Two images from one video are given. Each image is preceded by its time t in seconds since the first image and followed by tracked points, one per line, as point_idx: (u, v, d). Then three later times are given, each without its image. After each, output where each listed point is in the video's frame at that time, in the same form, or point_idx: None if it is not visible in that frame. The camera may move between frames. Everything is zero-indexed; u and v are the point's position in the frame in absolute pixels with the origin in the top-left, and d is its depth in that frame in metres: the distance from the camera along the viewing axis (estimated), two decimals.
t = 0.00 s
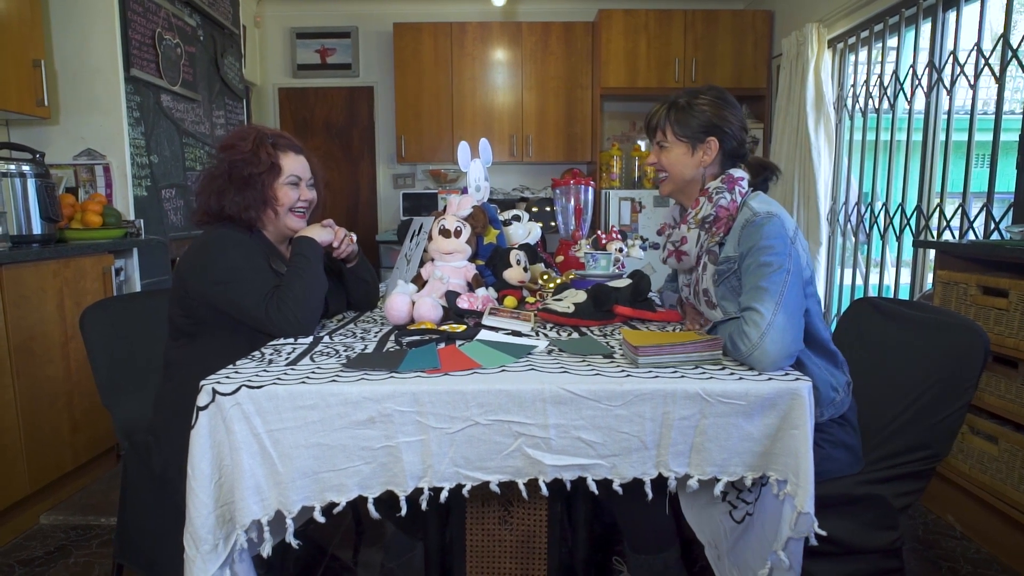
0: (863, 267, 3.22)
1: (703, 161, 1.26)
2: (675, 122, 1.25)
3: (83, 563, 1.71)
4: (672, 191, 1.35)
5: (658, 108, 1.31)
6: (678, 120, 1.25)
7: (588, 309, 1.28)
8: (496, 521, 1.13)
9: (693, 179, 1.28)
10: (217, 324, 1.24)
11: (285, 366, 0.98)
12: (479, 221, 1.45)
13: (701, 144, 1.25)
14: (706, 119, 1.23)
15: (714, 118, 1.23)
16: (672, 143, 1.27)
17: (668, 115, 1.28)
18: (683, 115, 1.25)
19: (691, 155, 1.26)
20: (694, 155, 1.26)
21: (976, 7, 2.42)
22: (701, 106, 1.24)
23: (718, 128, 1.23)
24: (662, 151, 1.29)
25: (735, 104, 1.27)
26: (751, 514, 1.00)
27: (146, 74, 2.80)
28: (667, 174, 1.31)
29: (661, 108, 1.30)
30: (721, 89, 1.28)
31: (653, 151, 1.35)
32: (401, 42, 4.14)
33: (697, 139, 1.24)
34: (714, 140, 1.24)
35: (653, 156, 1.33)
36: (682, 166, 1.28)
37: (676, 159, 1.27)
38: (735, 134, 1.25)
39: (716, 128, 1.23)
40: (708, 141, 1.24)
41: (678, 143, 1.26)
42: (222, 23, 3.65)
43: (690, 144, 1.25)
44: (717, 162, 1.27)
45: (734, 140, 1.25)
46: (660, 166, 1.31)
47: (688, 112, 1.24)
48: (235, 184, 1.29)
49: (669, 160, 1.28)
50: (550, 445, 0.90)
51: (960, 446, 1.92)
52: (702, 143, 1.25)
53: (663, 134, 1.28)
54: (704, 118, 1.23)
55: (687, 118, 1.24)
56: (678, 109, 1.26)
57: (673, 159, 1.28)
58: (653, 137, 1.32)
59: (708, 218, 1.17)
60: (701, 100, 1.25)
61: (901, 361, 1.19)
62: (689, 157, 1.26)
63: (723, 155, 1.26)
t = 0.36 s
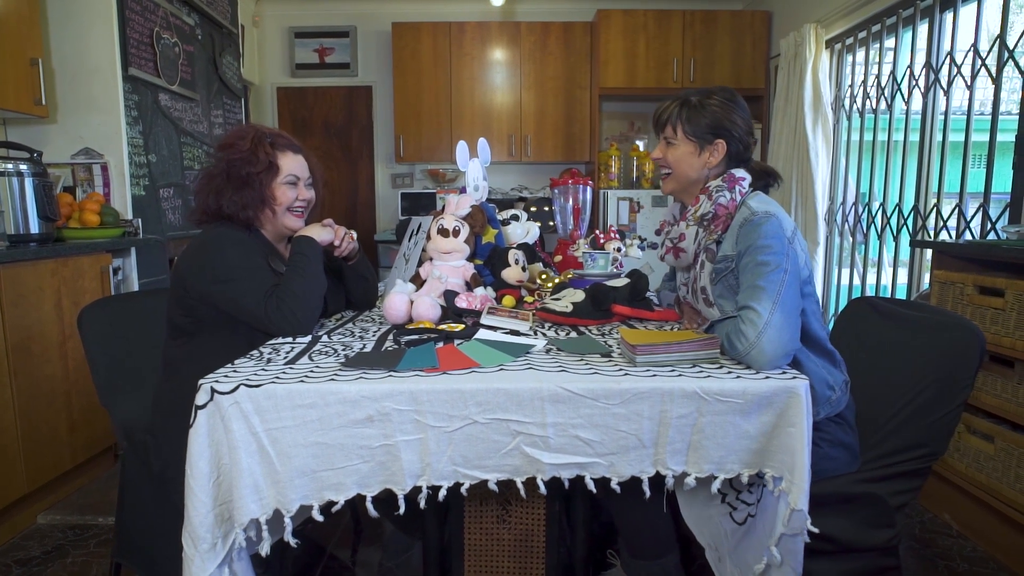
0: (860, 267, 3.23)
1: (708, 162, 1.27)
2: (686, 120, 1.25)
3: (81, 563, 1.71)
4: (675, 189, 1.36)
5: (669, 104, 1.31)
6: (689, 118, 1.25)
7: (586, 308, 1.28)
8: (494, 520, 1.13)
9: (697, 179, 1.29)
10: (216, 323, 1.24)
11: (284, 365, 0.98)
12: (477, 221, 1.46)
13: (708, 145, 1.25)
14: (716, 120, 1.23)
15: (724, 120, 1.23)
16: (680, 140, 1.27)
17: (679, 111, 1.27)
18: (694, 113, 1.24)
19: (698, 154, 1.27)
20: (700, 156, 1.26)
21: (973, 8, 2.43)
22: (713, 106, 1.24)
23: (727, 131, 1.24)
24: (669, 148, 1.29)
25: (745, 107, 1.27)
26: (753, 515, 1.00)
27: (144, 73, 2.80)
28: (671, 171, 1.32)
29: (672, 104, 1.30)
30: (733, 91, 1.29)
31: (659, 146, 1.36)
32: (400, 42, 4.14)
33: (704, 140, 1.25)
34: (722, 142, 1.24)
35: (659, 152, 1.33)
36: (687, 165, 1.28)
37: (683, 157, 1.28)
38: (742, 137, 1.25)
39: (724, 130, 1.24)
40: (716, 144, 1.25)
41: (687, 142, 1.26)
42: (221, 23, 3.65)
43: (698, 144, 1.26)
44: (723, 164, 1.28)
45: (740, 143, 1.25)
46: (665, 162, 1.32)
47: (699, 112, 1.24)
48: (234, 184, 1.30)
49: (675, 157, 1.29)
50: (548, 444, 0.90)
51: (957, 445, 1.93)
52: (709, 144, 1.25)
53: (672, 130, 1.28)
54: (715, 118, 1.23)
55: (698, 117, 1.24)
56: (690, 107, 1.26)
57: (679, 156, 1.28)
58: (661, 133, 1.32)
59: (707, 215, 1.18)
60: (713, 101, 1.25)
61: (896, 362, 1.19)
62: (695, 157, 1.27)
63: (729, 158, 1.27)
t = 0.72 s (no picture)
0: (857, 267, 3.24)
1: (718, 157, 1.27)
2: (695, 115, 1.25)
3: (79, 562, 1.71)
4: (682, 186, 1.34)
5: (672, 101, 1.31)
6: (697, 112, 1.25)
7: (581, 308, 1.28)
8: (490, 520, 1.14)
9: (707, 175, 1.29)
10: (212, 323, 1.24)
11: (280, 365, 0.98)
12: (473, 221, 1.45)
13: (717, 139, 1.26)
14: (725, 114, 1.24)
15: (732, 114, 1.24)
16: (690, 134, 1.26)
17: (686, 107, 1.27)
18: (703, 107, 1.25)
19: (707, 149, 1.26)
20: (711, 150, 1.26)
21: (970, 8, 2.44)
22: (721, 101, 1.25)
23: (735, 125, 1.25)
24: (677, 143, 1.28)
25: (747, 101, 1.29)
26: (743, 513, 1.01)
27: (141, 74, 2.80)
28: (679, 167, 1.30)
29: (676, 99, 1.30)
30: (734, 87, 1.30)
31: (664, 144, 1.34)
32: (397, 42, 4.14)
33: (715, 134, 1.25)
34: (730, 136, 1.25)
35: (665, 149, 1.31)
36: (697, 160, 1.27)
37: (693, 152, 1.27)
38: (748, 131, 1.26)
39: (732, 123, 1.25)
40: (726, 137, 1.25)
41: (696, 136, 1.26)
42: (218, 23, 3.65)
43: (708, 139, 1.26)
44: (730, 160, 1.29)
45: (746, 137, 1.27)
46: (673, 158, 1.30)
47: (707, 106, 1.24)
48: (229, 185, 1.30)
49: (684, 152, 1.27)
50: (543, 443, 0.90)
51: (953, 445, 1.93)
52: (719, 139, 1.26)
53: (680, 125, 1.27)
54: (724, 113, 1.24)
55: (708, 111, 1.24)
56: (697, 102, 1.26)
57: (688, 151, 1.27)
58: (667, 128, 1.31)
59: (714, 211, 1.18)
60: (719, 95, 1.26)
61: (891, 362, 1.20)
62: (705, 151, 1.27)
63: (736, 152, 1.28)
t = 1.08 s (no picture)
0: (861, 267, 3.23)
1: (719, 157, 1.27)
2: (699, 114, 1.25)
3: (83, 560, 1.72)
4: (682, 185, 1.34)
5: (676, 99, 1.31)
6: (701, 111, 1.25)
7: (583, 308, 1.28)
8: (492, 520, 1.14)
9: (706, 174, 1.29)
10: (215, 323, 1.24)
11: (282, 364, 0.98)
12: (475, 221, 1.46)
13: (720, 140, 1.26)
14: (729, 114, 1.24)
15: (735, 114, 1.24)
16: (691, 133, 1.26)
17: (689, 105, 1.27)
18: (706, 106, 1.24)
19: (709, 148, 1.26)
20: (713, 149, 1.26)
21: (975, 7, 2.43)
22: (725, 101, 1.25)
23: (738, 126, 1.25)
24: (679, 141, 1.28)
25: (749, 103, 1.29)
26: (747, 514, 1.01)
27: (145, 75, 2.81)
28: (680, 166, 1.30)
29: (680, 97, 1.30)
30: (737, 88, 1.30)
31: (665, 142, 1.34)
32: (400, 43, 4.15)
33: (717, 134, 1.25)
34: (733, 136, 1.25)
35: (666, 146, 1.31)
36: (698, 159, 1.27)
37: (694, 151, 1.27)
38: (750, 132, 1.27)
39: (736, 124, 1.25)
40: (728, 138, 1.25)
41: (699, 135, 1.26)
42: (222, 24, 3.66)
43: (710, 138, 1.26)
44: (732, 161, 1.29)
45: (748, 138, 1.27)
46: (674, 156, 1.30)
47: (710, 105, 1.24)
48: (214, 188, 1.32)
49: (685, 150, 1.27)
50: (544, 443, 0.90)
51: (958, 446, 1.93)
52: (721, 139, 1.26)
53: (683, 123, 1.28)
54: (728, 113, 1.24)
55: (712, 111, 1.24)
56: (700, 101, 1.26)
57: (689, 148, 1.27)
58: (670, 126, 1.31)
59: (710, 212, 1.18)
60: (723, 96, 1.26)
61: (894, 361, 1.20)
62: (707, 151, 1.27)
63: (737, 154, 1.28)
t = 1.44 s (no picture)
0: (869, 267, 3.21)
1: (735, 161, 1.27)
2: (723, 117, 1.24)
3: (93, 557, 1.74)
4: (694, 187, 1.31)
5: (694, 100, 1.28)
6: (726, 115, 1.24)
7: (589, 308, 1.28)
8: (496, 519, 1.14)
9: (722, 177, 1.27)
10: (222, 322, 1.25)
11: (289, 363, 0.99)
12: (480, 221, 1.46)
13: (738, 144, 1.26)
14: (748, 120, 1.25)
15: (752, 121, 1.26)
16: (714, 135, 1.24)
17: (711, 107, 1.25)
18: (729, 110, 1.24)
19: (729, 152, 1.26)
20: (732, 153, 1.26)
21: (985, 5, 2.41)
22: (743, 106, 1.25)
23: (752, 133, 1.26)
24: (700, 143, 1.26)
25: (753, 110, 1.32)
26: (752, 515, 1.01)
27: (154, 76, 2.83)
28: (698, 168, 1.27)
29: (698, 98, 1.27)
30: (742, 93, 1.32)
31: (676, 143, 1.31)
32: (407, 43, 4.16)
33: (738, 138, 1.25)
34: (749, 142, 1.27)
35: (685, 147, 1.28)
36: (718, 162, 1.26)
37: (715, 153, 1.25)
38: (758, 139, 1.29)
39: (751, 131, 1.26)
40: (745, 143, 1.26)
41: (721, 139, 1.25)
42: (230, 25, 3.68)
43: (731, 141, 1.25)
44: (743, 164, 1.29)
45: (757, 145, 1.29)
46: (692, 157, 1.27)
47: (733, 110, 1.24)
48: (221, 191, 1.32)
49: (706, 153, 1.25)
50: (549, 443, 0.90)
51: (966, 447, 1.91)
52: (739, 143, 1.26)
53: (704, 124, 1.25)
54: (746, 119, 1.25)
55: (734, 116, 1.24)
56: (722, 105, 1.25)
57: (711, 151, 1.25)
58: (687, 127, 1.28)
59: (715, 212, 1.19)
60: (742, 101, 1.26)
61: (900, 361, 1.19)
62: (727, 154, 1.26)
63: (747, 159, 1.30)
